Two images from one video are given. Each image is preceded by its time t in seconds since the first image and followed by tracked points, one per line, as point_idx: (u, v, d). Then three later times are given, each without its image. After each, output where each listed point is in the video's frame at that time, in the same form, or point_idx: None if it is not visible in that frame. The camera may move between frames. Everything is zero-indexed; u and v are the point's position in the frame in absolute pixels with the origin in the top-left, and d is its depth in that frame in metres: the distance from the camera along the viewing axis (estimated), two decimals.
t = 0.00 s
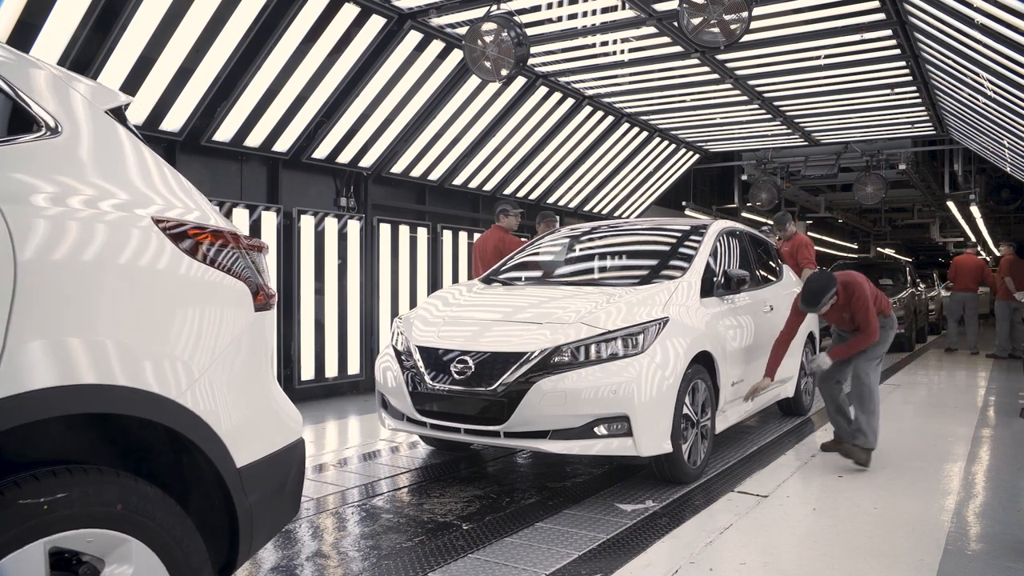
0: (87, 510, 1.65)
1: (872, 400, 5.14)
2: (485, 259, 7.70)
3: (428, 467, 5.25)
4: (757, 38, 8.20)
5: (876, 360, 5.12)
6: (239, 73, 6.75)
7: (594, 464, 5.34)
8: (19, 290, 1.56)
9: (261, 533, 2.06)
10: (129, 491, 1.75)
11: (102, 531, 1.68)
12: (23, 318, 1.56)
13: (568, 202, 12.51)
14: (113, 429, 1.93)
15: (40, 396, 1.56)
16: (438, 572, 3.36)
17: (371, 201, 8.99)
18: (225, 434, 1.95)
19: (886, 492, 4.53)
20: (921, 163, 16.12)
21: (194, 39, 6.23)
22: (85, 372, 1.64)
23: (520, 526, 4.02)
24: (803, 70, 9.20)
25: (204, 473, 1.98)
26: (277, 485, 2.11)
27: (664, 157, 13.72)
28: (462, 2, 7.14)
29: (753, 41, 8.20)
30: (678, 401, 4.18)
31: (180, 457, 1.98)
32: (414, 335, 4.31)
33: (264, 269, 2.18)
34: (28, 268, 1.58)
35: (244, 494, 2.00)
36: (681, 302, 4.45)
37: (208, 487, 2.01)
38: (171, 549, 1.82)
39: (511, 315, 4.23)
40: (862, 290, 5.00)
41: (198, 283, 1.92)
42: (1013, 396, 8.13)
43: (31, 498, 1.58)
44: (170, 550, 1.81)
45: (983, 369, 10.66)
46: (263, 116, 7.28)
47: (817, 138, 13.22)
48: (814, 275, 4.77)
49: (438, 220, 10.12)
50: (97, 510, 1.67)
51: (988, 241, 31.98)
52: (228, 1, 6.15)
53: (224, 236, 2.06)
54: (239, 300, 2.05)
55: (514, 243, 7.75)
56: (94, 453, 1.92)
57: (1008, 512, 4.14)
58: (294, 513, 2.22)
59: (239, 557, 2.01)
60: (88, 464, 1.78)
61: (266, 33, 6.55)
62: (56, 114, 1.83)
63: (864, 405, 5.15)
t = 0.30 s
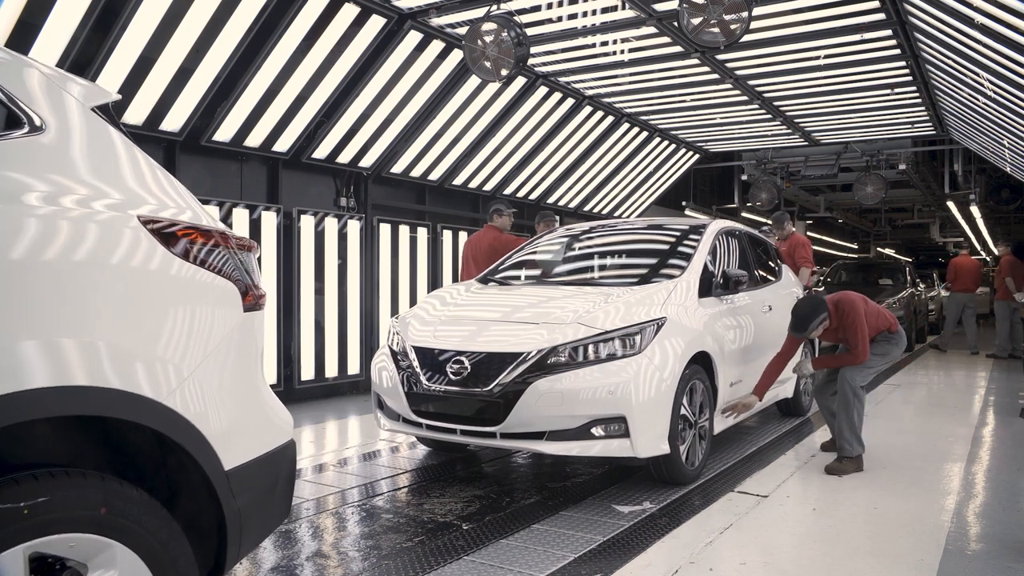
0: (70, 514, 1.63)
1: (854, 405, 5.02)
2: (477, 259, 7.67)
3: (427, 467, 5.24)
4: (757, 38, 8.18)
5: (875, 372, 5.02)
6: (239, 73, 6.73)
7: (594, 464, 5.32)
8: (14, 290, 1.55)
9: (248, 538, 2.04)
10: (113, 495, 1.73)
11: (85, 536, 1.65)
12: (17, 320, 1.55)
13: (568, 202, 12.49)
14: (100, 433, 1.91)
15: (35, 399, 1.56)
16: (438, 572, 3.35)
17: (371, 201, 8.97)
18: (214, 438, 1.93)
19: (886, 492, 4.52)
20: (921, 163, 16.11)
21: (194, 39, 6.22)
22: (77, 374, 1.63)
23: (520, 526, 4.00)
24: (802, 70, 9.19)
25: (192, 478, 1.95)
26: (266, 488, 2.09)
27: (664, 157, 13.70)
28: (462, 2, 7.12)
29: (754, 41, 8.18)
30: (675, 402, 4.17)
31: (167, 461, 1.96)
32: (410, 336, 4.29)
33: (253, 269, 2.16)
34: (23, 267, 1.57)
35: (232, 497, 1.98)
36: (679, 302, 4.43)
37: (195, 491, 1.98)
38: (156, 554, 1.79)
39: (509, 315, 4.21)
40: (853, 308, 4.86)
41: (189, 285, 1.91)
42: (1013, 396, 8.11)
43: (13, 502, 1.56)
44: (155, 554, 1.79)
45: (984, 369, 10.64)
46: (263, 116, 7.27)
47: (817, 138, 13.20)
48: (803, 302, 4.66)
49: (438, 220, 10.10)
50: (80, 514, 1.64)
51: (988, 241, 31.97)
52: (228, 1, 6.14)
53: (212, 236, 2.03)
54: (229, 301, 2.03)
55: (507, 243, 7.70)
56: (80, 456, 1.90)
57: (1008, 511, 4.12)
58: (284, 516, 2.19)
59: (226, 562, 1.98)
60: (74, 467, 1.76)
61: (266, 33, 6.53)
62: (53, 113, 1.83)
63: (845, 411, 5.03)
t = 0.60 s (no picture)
0: (51, 518, 1.60)
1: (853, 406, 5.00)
2: (471, 256, 7.61)
3: (426, 467, 5.21)
4: (757, 38, 8.16)
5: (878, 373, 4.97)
6: (239, 73, 6.72)
7: (594, 464, 5.30)
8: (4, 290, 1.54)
9: (235, 542, 2.01)
10: (94, 499, 1.70)
11: (65, 542, 1.62)
12: (14, 320, 1.55)
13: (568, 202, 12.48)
14: (85, 437, 1.88)
15: (29, 400, 1.55)
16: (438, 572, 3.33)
17: (371, 201, 8.95)
18: (202, 442, 1.90)
19: (887, 492, 4.50)
20: (921, 163, 16.09)
21: (194, 39, 6.20)
22: (65, 375, 1.61)
23: (519, 526, 3.98)
24: (802, 70, 9.17)
25: (178, 482, 1.92)
26: (253, 491, 2.07)
27: (664, 157, 13.69)
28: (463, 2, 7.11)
29: (754, 41, 8.17)
30: (672, 403, 4.15)
31: (152, 465, 1.93)
32: (405, 336, 4.27)
33: (241, 269, 2.13)
34: (13, 266, 1.56)
35: (219, 501, 1.95)
36: (677, 302, 4.42)
37: (180, 495, 1.96)
38: (140, 559, 1.76)
39: (507, 315, 4.20)
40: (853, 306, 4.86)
41: (180, 286, 1.89)
42: (1013, 396, 8.10)
43: None
44: (140, 560, 1.76)
45: (984, 369, 10.62)
46: (263, 116, 7.25)
47: (817, 138, 13.19)
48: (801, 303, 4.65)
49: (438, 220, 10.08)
50: (60, 518, 1.62)
51: (988, 241, 31.96)
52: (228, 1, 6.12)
53: (197, 234, 2.00)
54: (219, 303, 2.02)
55: (502, 241, 7.65)
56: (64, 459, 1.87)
57: (1008, 511, 4.10)
58: (272, 519, 2.17)
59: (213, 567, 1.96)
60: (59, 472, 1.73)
61: (266, 33, 6.52)
62: (48, 112, 1.82)
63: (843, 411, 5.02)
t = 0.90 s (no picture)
0: (35, 521, 1.59)
1: (853, 407, 4.98)
2: (470, 256, 7.58)
3: (425, 467, 5.20)
4: (757, 38, 8.15)
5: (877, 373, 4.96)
6: (239, 73, 6.70)
7: (593, 464, 5.28)
8: None
9: (224, 545, 1.98)
10: (79, 502, 1.68)
11: (47, 546, 1.60)
12: (14, 320, 1.55)
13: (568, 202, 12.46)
14: (74, 438, 1.87)
15: (27, 400, 1.55)
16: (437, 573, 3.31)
17: (371, 201, 8.93)
18: (191, 445, 1.88)
19: (886, 492, 4.48)
20: (921, 163, 16.08)
21: (194, 39, 6.18)
22: (58, 376, 1.60)
23: (518, 527, 3.96)
24: (802, 70, 9.15)
25: (166, 484, 1.90)
26: (243, 493, 2.05)
27: (664, 157, 13.67)
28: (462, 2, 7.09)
29: (754, 41, 8.15)
30: (670, 403, 4.13)
31: (141, 467, 1.91)
32: (402, 336, 4.26)
33: (230, 268, 2.11)
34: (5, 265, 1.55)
35: (208, 503, 1.93)
36: (676, 303, 4.40)
37: (168, 497, 1.94)
38: (126, 563, 1.74)
39: (505, 315, 4.18)
40: (849, 302, 4.85)
41: (171, 287, 1.88)
42: (1013, 396, 8.08)
43: None
44: (125, 564, 1.74)
45: (984, 370, 10.60)
46: (263, 116, 7.23)
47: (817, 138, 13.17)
48: (796, 299, 4.65)
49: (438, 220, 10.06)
50: (42, 522, 1.60)
51: (988, 241, 31.95)
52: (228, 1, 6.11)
53: (185, 233, 1.98)
54: (210, 305, 2.00)
55: (502, 241, 7.64)
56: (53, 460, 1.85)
57: (1008, 511, 4.09)
58: (263, 522, 2.15)
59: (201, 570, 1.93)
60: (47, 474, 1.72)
61: (266, 33, 6.50)
62: (43, 110, 1.80)
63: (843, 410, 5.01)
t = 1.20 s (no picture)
0: (10, 529, 1.56)
1: (851, 406, 4.98)
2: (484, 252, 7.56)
3: (423, 467, 5.18)
4: (757, 38, 8.13)
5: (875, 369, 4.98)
6: (239, 73, 6.68)
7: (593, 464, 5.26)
8: None
9: (210, 549, 1.95)
10: (60, 507, 1.66)
11: (26, 552, 1.58)
12: (14, 321, 1.55)
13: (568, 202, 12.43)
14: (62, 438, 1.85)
15: (22, 403, 1.55)
16: (436, 573, 3.29)
17: (371, 201, 8.92)
18: (178, 448, 1.86)
19: (886, 492, 4.46)
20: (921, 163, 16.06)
21: (194, 39, 6.16)
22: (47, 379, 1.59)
23: (518, 527, 3.95)
24: (802, 70, 9.13)
25: (151, 487, 1.88)
26: (230, 496, 2.02)
27: (664, 157, 13.65)
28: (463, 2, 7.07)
29: (754, 41, 8.13)
30: (667, 404, 4.11)
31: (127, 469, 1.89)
32: (397, 337, 4.24)
33: (218, 267, 2.09)
34: None
35: (193, 507, 1.90)
36: (674, 303, 4.38)
37: (155, 500, 1.92)
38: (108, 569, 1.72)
39: (503, 315, 4.16)
40: (848, 301, 4.80)
41: (160, 288, 1.86)
42: (1012, 397, 8.06)
43: None
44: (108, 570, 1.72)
45: (984, 370, 10.58)
46: (263, 117, 7.21)
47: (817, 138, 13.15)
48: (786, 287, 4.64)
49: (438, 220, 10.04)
50: (19, 528, 1.58)
51: (989, 241, 31.93)
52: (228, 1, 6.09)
53: (171, 232, 1.94)
54: (201, 308, 1.99)
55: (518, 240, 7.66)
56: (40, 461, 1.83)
57: (1008, 512, 4.07)
58: (251, 525, 2.13)
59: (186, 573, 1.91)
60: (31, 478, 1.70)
61: (266, 33, 6.48)
62: (36, 108, 1.79)
63: (842, 410, 5.00)
